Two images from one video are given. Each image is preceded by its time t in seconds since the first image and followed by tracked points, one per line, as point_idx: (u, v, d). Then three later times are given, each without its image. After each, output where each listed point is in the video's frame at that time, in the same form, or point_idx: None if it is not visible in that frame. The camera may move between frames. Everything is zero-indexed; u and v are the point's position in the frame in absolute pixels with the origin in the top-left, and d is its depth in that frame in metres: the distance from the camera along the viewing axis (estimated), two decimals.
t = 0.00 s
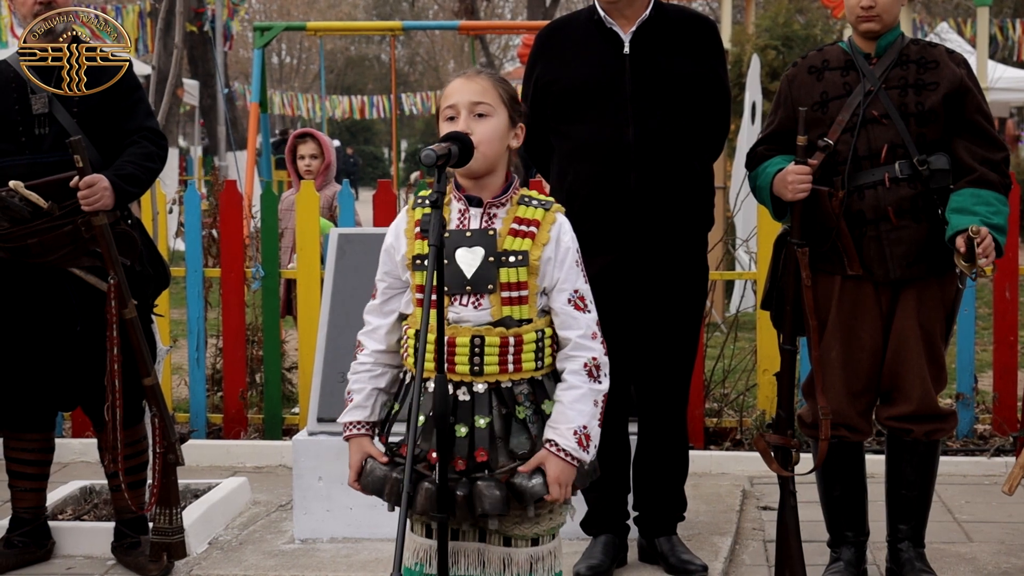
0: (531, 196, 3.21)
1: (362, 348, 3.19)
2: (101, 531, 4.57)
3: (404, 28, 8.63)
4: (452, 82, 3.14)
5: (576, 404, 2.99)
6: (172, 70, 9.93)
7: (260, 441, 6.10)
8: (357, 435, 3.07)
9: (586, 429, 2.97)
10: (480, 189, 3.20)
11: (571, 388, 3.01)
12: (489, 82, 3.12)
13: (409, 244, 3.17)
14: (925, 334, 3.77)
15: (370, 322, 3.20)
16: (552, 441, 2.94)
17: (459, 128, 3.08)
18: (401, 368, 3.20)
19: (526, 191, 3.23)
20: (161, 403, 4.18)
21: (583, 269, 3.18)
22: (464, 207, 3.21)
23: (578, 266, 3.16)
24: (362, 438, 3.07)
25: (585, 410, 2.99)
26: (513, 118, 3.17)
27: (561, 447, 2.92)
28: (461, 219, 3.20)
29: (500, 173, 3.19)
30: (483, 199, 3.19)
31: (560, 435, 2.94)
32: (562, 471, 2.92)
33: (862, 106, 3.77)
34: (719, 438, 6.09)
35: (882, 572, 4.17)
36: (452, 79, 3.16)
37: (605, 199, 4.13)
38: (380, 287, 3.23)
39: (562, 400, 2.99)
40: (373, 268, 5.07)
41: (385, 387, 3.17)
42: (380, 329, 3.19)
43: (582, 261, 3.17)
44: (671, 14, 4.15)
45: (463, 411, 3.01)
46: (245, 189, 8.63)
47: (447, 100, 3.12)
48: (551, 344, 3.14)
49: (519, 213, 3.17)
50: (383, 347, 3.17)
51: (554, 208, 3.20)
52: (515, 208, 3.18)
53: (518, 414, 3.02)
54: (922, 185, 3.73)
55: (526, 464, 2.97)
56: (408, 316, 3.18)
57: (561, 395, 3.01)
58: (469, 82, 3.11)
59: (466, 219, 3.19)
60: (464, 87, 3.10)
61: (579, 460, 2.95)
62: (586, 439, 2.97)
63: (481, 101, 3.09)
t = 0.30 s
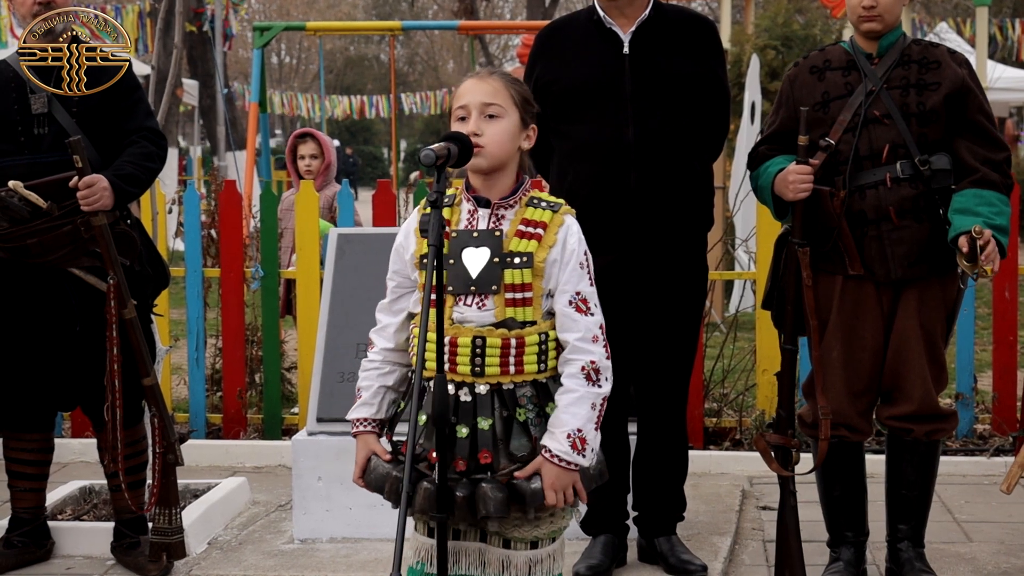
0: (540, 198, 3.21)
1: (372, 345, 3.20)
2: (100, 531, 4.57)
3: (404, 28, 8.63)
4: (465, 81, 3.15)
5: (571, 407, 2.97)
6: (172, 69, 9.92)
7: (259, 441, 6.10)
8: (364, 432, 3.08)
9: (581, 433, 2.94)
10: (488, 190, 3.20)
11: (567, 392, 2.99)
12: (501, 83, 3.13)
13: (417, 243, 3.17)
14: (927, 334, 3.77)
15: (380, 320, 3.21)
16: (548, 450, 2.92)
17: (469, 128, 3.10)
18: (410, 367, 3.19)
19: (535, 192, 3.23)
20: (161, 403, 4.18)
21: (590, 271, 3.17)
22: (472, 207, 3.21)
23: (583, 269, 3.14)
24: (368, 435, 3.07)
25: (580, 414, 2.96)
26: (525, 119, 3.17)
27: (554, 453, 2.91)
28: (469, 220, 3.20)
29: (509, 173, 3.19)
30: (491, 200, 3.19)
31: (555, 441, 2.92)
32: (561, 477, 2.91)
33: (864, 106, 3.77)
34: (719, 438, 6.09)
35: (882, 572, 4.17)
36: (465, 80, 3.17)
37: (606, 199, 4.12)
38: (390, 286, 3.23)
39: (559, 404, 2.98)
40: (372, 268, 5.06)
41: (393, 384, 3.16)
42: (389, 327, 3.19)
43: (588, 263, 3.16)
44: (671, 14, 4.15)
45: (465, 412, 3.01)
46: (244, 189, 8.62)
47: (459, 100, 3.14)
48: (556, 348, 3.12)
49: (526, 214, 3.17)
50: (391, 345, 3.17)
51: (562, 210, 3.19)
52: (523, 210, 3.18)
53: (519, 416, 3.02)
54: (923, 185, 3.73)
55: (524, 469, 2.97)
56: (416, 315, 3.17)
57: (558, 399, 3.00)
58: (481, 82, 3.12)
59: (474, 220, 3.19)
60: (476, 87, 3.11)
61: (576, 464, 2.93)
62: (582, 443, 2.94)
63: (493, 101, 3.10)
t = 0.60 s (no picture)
0: (544, 200, 3.20)
1: (372, 346, 3.20)
2: (100, 531, 4.57)
3: (404, 28, 8.62)
4: (473, 81, 3.14)
5: (589, 408, 2.98)
6: (171, 69, 9.91)
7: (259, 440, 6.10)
8: (365, 434, 3.08)
9: (600, 433, 2.96)
10: (493, 192, 3.20)
11: (583, 393, 3.01)
12: (511, 83, 3.13)
13: (419, 244, 3.17)
14: (929, 334, 3.77)
15: (381, 321, 3.20)
16: (566, 450, 2.93)
17: (477, 127, 3.10)
18: (411, 367, 3.19)
19: (538, 193, 3.22)
20: (160, 403, 4.17)
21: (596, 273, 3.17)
22: (476, 210, 3.20)
23: (590, 271, 3.15)
24: (370, 437, 3.07)
25: (598, 415, 2.98)
26: (532, 120, 3.18)
27: (572, 453, 2.93)
28: (472, 223, 3.19)
29: (514, 174, 3.20)
30: (496, 203, 3.19)
31: (574, 441, 2.94)
32: (577, 478, 2.94)
33: (866, 106, 3.77)
34: (718, 438, 6.09)
35: (882, 572, 4.17)
36: (474, 78, 3.16)
37: (607, 199, 4.12)
38: (391, 287, 3.22)
39: (575, 406, 2.99)
40: (373, 268, 5.06)
41: (394, 386, 3.16)
42: (390, 328, 3.18)
43: (593, 266, 3.16)
44: (670, 14, 4.15)
45: (472, 415, 3.01)
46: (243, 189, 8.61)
47: (467, 98, 3.13)
48: (562, 350, 3.12)
49: (531, 217, 3.16)
50: (392, 346, 3.17)
51: (566, 212, 3.19)
52: (527, 213, 3.18)
53: (525, 419, 3.00)
54: (925, 186, 3.73)
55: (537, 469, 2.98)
56: (417, 316, 3.17)
57: (573, 400, 3.01)
58: (490, 81, 3.12)
59: (478, 222, 3.18)
60: (486, 86, 3.11)
61: (593, 465, 2.95)
62: (599, 444, 2.96)
63: (502, 101, 3.10)
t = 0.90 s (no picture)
0: (541, 200, 3.22)
1: (368, 349, 3.18)
2: (100, 533, 4.56)
3: (405, 30, 8.62)
4: (469, 82, 3.14)
5: (591, 404, 3.01)
6: (172, 70, 9.90)
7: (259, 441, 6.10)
8: (364, 438, 3.08)
9: (602, 428, 2.98)
10: (489, 192, 3.19)
11: (585, 389, 3.03)
12: (508, 85, 3.13)
13: (418, 246, 3.16)
14: (931, 335, 3.77)
15: (377, 325, 3.19)
16: (572, 446, 2.95)
17: (474, 129, 3.09)
18: (407, 371, 3.20)
19: (533, 193, 3.24)
20: (161, 404, 4.17)
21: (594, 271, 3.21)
22: (474, 210, 3.18)
23: (590, 270, 3.18)
24: (369, 442, 3.07)
25: (601, 410, 3.01)
26: (527, 122, 3.18)
27: (577, 449, 2.94)
28: (470, 223, 3.18)
29: (510, 175, 3.19)
30: (494, 203, 3.18)
31: (579, 437, 2.96)
32: (584, 475, 2.95)
33: (869, 107, 3.77)
34: (719, 439, 6.09)
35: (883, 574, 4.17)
36: (470, 79, 3.16)
37: (608, 200, 4.12)
38: (388, 290, 3.21)
39: (579, 401, 3.02)
40: (373, 270, 5.06)
41: (391, 390, 3.16)
42: (387, 332, 3.17)
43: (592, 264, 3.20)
44: (671, 16, 4.16)
45: (478, 416, 3.01)
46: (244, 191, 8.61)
47: (464, 100, 3.13)
48: (563, 347, 3.15)
49: (530, 216, 3.17)
50: (389, 350, 3.16)
51: (564, 211, 3.20)
52: (525, 212, 3.18)
53: (530, 417, 3.01)
54: (927, 187, 3.73)
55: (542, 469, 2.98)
56: (416, 319, 3.17)
57: (576, 396, 3.03)
58: (488, 83, 3.11)
59: (476, 222, 3.17)
60: (483, 88, 3.11)
61: (597, 460, 2.96)
62: (603, 438, 2.98)
63: (499, 103, 3.10)
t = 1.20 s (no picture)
0: (532, 200, 3.23)
1: (361, 354, 3.18)
2: (102, 534, 4.57)
3: (407, 31, 8.61)
4: (459, 84, 3.14)
5: (590, 400, 3.04)
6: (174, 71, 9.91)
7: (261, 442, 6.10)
8: (359, 443, 3.08)
9: (602, 423, 3.01)
10: (482, 193, 3.19)
11: (584, 386, 3.07)
12: (497, 86, 3.13)
13: (412, 248, 3.16)
14: (932, 336, 3.77)
15: (369, 329, 3.19)
16: (572, 438, 2.97)
17: (466, 129, 3.08)
18: (399, 374, 3.20)
19: (525, 194, 3.25)
20: (163, 405, 4.18)
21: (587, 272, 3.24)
22: (467, 211, 3.19)
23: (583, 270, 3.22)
24: (365, 446, 3.08)
25: (599, 406, 3.04)
26: (518, 123, 3.18)
27: (578, 442, 2.96)
28: (464, 224, 3.18)
29: (502, 175, 3.19)
30: (487, 204, 3.19)
31: (579, 431, 2.98)
32: (584, 467, 2.96)
33: (870, 108, 3.77)
34: (721, 441, 6.09)
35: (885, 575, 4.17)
36: (459, 81, 3.16)
37: (610, 202, 4.12)
38: (380, 293, 3.21)
39: (578, 398, 3.04)
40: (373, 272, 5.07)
41: (385, 394, 3.16)
42: (380, 336, 3.18)
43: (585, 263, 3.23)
44: (672, 18, 4.17)
45: (476, 416, 2.99)
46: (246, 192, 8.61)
47: (454, 101, 3.12)
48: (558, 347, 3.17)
49: (523, 216, 3.18)
50: (383, 353, 3.16)
51: (556, 212, 3.22)
52: (518, 213, 3.20)
53: (527, 418, 3.00)
54: (928, 188, 3.73)
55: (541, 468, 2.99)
56: (409, 321, 3.18)
57: (574, 392, 3.06)
58: (477, 84, 3.11)
59: (470, 224, 3.18)
60: (473, 89, 3.10)
61: (597, 454, 2.98)
62: (602, 434, 3.01)
63: (489, 104, 3.10)
